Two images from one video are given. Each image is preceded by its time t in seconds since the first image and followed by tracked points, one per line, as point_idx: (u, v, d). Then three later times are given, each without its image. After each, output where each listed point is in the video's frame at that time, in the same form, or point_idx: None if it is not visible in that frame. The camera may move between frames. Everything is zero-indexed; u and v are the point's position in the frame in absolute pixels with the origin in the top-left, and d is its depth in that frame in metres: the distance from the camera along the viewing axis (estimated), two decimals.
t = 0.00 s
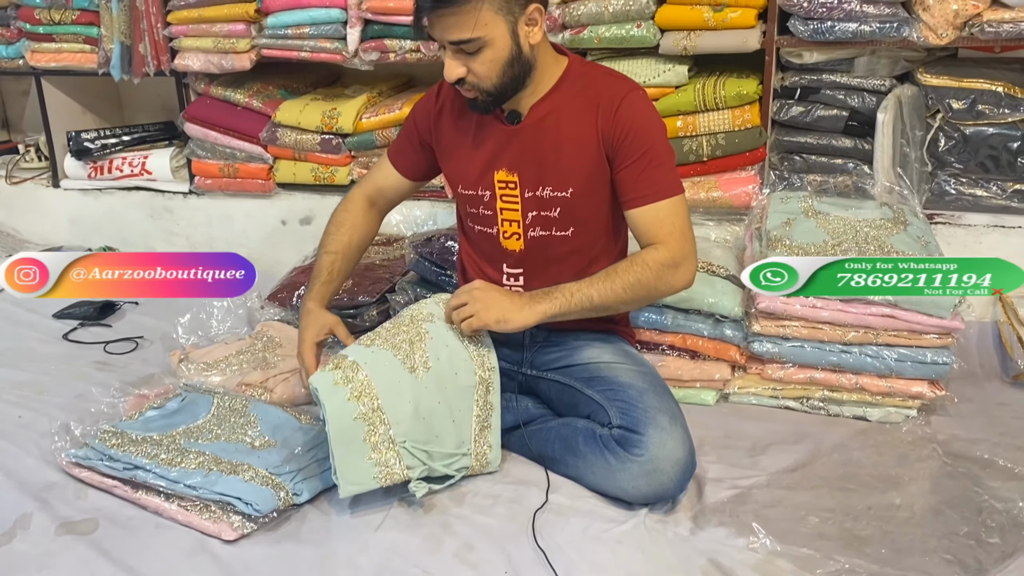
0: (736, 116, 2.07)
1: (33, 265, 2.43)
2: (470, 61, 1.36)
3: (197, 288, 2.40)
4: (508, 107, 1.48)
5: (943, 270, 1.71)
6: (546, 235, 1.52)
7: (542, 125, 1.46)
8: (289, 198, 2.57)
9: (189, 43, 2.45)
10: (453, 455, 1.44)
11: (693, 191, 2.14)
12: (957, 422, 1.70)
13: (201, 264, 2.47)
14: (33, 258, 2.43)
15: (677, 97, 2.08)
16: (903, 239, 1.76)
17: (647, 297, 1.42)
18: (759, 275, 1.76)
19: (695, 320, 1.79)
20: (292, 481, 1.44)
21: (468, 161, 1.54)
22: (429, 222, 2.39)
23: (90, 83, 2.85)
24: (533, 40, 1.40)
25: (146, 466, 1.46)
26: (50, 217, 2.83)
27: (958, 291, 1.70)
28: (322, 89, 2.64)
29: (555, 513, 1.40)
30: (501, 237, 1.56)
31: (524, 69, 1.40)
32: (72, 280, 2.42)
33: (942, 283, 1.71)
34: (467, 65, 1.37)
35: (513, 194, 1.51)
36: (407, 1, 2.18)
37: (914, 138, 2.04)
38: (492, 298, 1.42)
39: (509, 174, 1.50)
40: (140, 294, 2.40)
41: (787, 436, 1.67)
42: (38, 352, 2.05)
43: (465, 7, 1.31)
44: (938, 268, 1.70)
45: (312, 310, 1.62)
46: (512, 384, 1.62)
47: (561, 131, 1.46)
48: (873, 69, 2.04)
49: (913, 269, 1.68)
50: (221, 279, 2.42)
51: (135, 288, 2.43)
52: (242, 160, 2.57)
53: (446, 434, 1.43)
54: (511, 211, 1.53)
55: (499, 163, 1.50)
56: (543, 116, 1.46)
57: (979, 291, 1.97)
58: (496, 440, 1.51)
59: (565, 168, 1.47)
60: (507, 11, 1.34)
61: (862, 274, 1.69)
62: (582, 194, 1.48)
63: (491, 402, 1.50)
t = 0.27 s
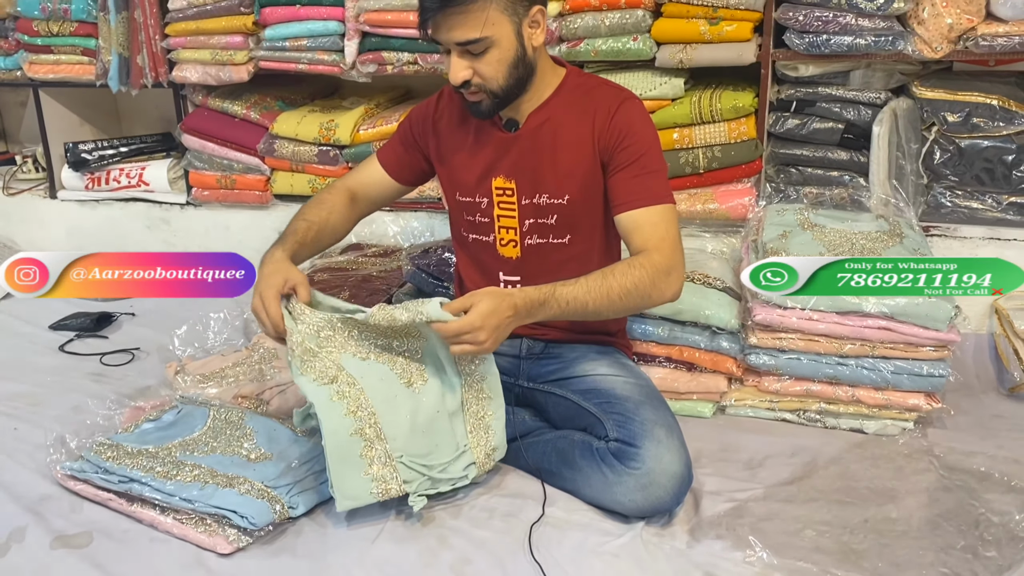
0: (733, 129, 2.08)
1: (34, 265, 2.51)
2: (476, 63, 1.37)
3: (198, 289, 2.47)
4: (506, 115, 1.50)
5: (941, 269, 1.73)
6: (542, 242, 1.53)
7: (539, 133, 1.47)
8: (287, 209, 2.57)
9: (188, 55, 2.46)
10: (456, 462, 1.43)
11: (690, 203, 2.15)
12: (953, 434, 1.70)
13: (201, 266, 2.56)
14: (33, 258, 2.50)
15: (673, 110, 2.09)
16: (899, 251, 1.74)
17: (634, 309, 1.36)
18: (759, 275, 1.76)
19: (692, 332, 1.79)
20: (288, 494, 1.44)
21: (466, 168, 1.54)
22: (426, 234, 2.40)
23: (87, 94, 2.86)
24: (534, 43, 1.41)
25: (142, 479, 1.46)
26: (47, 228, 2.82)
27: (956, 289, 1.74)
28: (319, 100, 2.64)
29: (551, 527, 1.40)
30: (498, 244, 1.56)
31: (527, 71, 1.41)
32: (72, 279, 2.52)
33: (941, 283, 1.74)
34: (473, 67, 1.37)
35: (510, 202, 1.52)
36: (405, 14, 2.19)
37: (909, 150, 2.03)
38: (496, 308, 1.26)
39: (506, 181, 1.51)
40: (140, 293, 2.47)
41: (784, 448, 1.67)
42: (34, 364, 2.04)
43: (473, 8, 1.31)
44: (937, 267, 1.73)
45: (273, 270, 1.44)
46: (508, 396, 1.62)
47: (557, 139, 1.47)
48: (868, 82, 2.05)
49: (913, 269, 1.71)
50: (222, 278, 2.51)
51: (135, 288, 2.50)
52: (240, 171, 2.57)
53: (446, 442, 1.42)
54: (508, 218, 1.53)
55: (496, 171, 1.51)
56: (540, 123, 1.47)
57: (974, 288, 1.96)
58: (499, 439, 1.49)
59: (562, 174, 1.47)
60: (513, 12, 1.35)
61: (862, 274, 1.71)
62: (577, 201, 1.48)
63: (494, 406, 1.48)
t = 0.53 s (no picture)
0: (730, 139, 2.09)
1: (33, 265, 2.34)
2: (480, 60, 1.38)
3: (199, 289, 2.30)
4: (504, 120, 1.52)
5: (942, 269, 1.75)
6: (537, 247, 1.53)
7: (535, 136, 1.49)
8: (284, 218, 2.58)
9: (185, 64, 2.46)
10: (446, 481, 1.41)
11: (686, 213, 2.15)
12: (950, 445, 1.70)
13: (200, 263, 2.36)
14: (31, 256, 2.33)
15: (670, 120, 2.10)
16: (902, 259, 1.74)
17: (624, 301, 1.32)
18: (759, 275, 1.76)
19: (689, 342, 1.79)
20: (284, 505, 1.43)
21: (462, 173, 1.56)
22: (423, 243, 2.40)
23: (85, 103, 2.86)
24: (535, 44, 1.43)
25: (137, 489, 1.45)
26: (43, 237, 2.82)
27: (956, 291, 1.77)
28: (317, 110, 2.65)
29: (548, 537, 1.39)
30: (494, 250, 1.57)
31: (528, 71, 1.43)
32: (73, 279, 2.35)
33: (943, 284, 1.75)
34: (477, 63, 1.38)
35: (507, 206, 1.53)
36: (402, 24, 2.20)
37: (905, 161, 2.05)
38: (487, 296, 1.21)
39: (502, 186, 1.52)
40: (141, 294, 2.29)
41: (781, 458, 1.66)
42: (29, 373, 2.04)
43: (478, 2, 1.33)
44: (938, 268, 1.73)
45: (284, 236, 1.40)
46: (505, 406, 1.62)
47: (552, 143, 1.49)
48: (865, 92, 2.05)
49: (913, 269, 1.72)
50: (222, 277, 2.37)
51: (135, 287, 2.31)
52: (236, 181, 2.56)
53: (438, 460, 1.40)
54: (504, 222, 1.54)
55: (493, 175, 1.53)
56: (536, 127, 1.49)
57: (979, 290, 1.95)
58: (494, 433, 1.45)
59: (557, 177, 1.49)
60: (516, 9, 1.37)
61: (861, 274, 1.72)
62: (573, 204, 1.49)
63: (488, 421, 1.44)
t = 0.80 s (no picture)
0: (726, 147, 2.08)
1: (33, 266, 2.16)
2: (486, 51, 1.40)
3: (199, 290, 1.98)
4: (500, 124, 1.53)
5: (942, 269, 1.71)
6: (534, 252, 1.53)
7: (531, 138, 1.50)
8: (281, 225, 2.57)
9: (182, 71, 2.46)
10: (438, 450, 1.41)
11: (683, 221, 2.15)
12: (947, 453, 1.69)
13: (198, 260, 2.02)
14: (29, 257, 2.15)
15: (666, 128, 2.10)
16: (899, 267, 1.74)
17: (619, 260, 1.27)
18: (758, 275, 1.74)
19: (686, 349, 1.79)
20: (279, 513, 1.43)
21: (458, 178, 1.56)
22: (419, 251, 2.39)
23: (81, 110, 2.86)
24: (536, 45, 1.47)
25: (131, 497, 1.44)
26: (39, 244, 2.81)
27: (961, 291, 1.70)
28: (314, 117, 2.65)
29: (543, 546, 1.39)
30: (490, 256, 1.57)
31: (529, 70, 1.46)
32: (73, 279, 2.13)
33: (944, 283, 1.72)
34: (483, 55, 1.40)
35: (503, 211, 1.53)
36: (399, 31, 2.20)
37: (903, 168, 2.04)
38: (477, 209, 1.16)
39: (498, 191, 1.52)
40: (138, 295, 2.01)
41: (778, 467, 1.66)
42: (24, 380, 2.03)
43: None
44: (939, 268, 1.71)
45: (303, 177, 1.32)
46: (501, 414, 1.62)
47: (548, 145, 1.50)
48: (861, 100, 2.06)
49: (913, 269, 1.71)
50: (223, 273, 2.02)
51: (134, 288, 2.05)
52: (233, 188, 2.56)
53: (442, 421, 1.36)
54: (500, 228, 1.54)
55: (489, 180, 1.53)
56: (531, 130, 1.50)
57: (979, 290, 1.74)
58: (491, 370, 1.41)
59: (552, 179, 1.49)
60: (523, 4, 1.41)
61: (861, 273, 1.71)
62: (569, 206, 1.50)
63: (489, 375, 1.41)
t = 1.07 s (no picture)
0: (724, 153, 2.10)
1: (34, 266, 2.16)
2: (495, 44, 1.41)
3: (200, 290, 1.98)
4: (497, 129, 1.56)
5: (943, 270, 1.71)
6: (530, 253, 1.55)
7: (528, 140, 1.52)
8: (279, 230, 2.58)
9: (181, 76, 2.46)
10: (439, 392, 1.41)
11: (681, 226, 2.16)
12: (944, 459, 1.70)
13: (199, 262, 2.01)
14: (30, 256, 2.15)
15: (665, 133, 2.11)
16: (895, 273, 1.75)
17: (653, 215, 1.29)
18: (758, 275, 1.74)
19: (684, 354, 1.78)
20: (276, 518, 1.43)
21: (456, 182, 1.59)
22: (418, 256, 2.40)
23: (80, 114, 2.86)
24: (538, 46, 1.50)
25: (129, 501, 1.44)
26: (37, 248, 2.81)
27: (960, 291, 1.71)
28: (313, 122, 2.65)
29: (541, 551, 1.39)
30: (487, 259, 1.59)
31: (533, 69, 1.48)
32: (74, 279, 2.14)
33: (944, 283, 1.72)
34: (492, 47, 1.41)
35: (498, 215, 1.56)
36: (398, 37, 2.21)
37: (900, 175, 2.04)
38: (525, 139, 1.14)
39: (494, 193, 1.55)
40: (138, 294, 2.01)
41: (776, 472, 1.66)
42: (21, 384, 2.03)
43: None
44: (939, 268, 1.71)
45: (287, 113, 1.27)
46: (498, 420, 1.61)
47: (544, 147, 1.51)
48: (858, 107, 2.07)
49: (913, 269, 1.70)
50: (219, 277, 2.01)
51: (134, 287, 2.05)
52: (231, 192, 2.57)
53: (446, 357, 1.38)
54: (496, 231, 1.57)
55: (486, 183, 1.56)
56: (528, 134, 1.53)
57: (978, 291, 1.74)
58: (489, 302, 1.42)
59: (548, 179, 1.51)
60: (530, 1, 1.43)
61: (862, 273, 1.70)
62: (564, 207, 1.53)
63: (488, 305, 1.42)
